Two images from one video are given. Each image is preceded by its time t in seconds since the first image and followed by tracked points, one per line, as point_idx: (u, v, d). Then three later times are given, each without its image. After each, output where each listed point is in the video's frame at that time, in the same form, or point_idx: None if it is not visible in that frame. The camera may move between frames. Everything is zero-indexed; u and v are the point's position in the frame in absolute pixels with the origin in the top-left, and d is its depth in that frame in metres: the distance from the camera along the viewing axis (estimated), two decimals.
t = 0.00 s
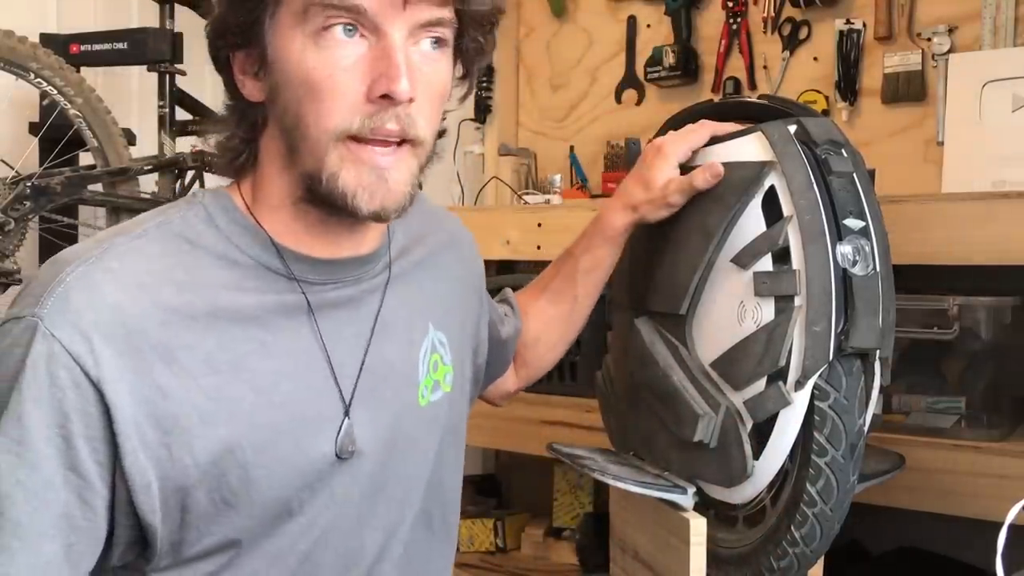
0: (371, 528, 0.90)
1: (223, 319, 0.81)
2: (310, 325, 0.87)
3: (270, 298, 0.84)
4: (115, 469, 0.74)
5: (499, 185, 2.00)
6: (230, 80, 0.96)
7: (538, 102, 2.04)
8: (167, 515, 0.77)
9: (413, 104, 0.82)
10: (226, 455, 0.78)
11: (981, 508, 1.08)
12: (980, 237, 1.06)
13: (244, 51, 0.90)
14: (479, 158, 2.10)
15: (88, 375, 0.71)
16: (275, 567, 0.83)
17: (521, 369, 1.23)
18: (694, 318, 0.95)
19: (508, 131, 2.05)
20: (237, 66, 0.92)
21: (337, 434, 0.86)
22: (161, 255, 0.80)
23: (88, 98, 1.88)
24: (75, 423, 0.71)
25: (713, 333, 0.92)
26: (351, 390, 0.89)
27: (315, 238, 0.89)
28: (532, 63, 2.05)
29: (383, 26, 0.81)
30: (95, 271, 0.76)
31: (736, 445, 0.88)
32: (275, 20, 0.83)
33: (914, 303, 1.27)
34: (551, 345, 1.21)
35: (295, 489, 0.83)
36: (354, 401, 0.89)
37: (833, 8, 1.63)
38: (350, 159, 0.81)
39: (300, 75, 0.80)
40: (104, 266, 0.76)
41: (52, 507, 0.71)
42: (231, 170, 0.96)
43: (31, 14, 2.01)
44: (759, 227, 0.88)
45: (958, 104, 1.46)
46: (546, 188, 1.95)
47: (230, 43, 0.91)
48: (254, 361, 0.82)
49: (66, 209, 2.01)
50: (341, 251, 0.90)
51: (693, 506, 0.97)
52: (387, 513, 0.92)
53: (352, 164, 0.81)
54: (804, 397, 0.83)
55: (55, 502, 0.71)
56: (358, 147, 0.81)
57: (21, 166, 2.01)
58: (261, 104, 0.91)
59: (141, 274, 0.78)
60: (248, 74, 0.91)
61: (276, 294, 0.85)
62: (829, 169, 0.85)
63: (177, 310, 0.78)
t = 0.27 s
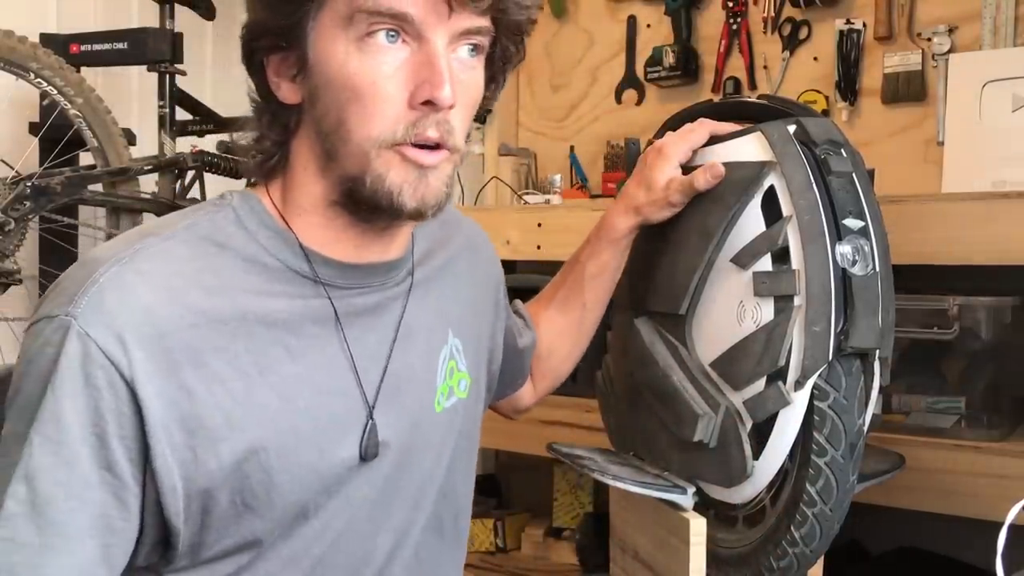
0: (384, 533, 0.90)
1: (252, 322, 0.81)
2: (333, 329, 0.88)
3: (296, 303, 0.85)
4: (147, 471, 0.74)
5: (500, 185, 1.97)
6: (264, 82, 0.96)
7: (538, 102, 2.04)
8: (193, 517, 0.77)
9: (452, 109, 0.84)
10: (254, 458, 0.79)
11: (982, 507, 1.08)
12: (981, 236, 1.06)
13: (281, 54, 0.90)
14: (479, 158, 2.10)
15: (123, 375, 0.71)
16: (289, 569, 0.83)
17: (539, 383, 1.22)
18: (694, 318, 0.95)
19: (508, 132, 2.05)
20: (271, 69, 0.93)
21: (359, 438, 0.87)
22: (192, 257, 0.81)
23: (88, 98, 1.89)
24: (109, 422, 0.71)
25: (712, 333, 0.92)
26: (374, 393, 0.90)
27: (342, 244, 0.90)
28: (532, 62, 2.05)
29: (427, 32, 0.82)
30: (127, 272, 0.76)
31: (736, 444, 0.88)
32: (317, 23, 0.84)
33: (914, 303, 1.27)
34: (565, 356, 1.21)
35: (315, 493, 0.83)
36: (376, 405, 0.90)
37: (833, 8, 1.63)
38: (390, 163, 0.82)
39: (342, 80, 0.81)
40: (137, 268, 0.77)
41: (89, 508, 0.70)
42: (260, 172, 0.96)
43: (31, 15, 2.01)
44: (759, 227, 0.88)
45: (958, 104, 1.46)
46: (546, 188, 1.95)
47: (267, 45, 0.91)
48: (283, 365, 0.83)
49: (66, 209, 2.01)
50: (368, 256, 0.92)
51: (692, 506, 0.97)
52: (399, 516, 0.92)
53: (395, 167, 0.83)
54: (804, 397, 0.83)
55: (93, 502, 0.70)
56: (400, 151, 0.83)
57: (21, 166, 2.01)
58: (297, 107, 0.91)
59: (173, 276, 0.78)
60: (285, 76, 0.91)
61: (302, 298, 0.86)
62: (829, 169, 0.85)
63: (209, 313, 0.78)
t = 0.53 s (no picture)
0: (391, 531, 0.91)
1: (264, 317, 0.82)
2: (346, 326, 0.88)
3: (310, 299, 0.85)
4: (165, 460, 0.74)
5: (499, 185, 1.99)
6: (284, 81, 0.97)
7: (538, 102, 2.04)
8: (202, 508, 0.78)
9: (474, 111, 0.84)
10: (264, 448, 0.80)
11: (982, 507, 1.08)
12: (982, 236, 1.06)
13: (302, 53, 0.92)
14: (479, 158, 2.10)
15: (138, 360, 0.72)
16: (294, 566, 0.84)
17: (552, 388, 1.22)
18: (694, 318, 0.95)
19: (508, 132, 2.05)
20: (292, 67, 0.94)
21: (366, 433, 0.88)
22: (206, 250, 0.81)
23: (88, 98, 1.89)
24: (128, 409, 0.71)
25: (713, 333, 0.92)
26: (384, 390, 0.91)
27: (358, 243, 0.90)
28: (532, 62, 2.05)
29: (452, 33, 0.82)
30: (143, 262, 0.76)
31: (737, 444, 0.88)
32: (342, 23, 0.85)
33: (915, 303, 1.27)
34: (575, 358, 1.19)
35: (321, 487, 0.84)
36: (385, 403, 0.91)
37: (833, 8, 1.63)
38: (410, 164, 0.83)
39: (366, 79, 0.82)
40: (152, 259, 0.77)
41: (115, 497, 0.69)
42: (276, 169, 0.97)
43: (31, 15, 2.01)
44: (758, 227, 0.88)
45: (957, 104, 1.46)
46: (546, 188, 1.95)
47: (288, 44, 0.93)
48: (293, 359, 0.83)
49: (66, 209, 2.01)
50: (382, 254, 0.92)
51: (692, 506, 0.97)
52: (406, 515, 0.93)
53: (415, 166, 0.83)
54: (804, 397, 0.83)
55: (121, 491, 0.69)
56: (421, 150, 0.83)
57: (21, 167, 2.01)
58: (317, 106, 0.92)
59: (186, 268, 0.78)
60: (306, 75, 0.93)
61: (316, 296, 0.86)
62: (829, 170, 0.85)
63: (222, 305, 0.79)
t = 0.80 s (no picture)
0: (388, 529, 0.91)
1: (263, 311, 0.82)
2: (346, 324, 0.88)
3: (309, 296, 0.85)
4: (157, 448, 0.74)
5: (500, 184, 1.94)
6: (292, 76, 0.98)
7: (538, 102, 2.04)
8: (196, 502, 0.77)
9: (472, 116, 0.84)
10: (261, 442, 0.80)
11: (981, 507, 1.08)
12: (982, 237, 1.06)
13: (311, 49, 0.92)
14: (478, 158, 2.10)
15: (134, 348, 0.72)
16: (291, 564, 0.83)
17: (556, 389, 1.22)
18: (694, 318, 0.95)
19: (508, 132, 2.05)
20: (301, 64, 0.95)
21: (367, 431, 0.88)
22: (205, 244, 0.81)
23: (88, 98, 1.89)
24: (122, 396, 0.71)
25: (713, 334, 0.92)
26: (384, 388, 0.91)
27: (357, 239, 0.91)
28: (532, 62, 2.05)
29: (454, 39, 0.83)
30: (142, 254, 0.77)
31: (737, 444, 0.88)
32: (348, 23, 0.86)
33: (915, 303, 1.27)
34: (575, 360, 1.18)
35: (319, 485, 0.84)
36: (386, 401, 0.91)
37: (834, 8, 1.63)
38: (406, 161, 0.83)
39: (368, 77, 0.83)
40: (150, 250, 0.78)
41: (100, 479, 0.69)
42: (281, 164, 0.97)
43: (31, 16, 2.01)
44: (758, 228, 0.88)
45: (958, 105, 1.46)
46: (546, 188, 1.95)
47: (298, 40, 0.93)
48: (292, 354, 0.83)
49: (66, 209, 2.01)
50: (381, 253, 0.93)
51: (692, 506, 0.97)
52: (405, 513, 0.93)
53: (410, 165, 0.83)
54: (804, 397, 0.83)
55: (105, 475, 0.70)
56: (417, 150, 0.83)
57: (21, 166, 2.01)
58: (323, 102, 0.93)
59: (184, 260, 0.79)
60: (313, 72, 0.93)
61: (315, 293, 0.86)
62: (829, 170, 0.85)
63: (220, 298, 0.79)
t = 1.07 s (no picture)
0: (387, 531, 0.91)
1: (262, 313, 0.82)
2: (345, 325, 0.88)
3: (308, 298, 0.85)
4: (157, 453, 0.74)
5: (500, 183, 1.94)
6: (292, 78, 0.98)
7: (538, 102, 2.04)
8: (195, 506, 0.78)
9: (468, 117, 0.84)
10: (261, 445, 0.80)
11: (981, 507, 1.08)
12: (981, 237, 1.06)
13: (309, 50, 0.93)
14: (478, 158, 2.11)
15: (132, 355, 0.72)
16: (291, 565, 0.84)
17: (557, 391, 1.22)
18: (694, 319, 0.95)
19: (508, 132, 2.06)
20: (300, 65, 0.95)
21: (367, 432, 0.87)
22: (204, 248, 0.82)
23: (89, 98, 1.89)
24: (120, 405, 0.71)
25: (713, 334, 0.92)
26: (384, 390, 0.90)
27: (356, 241, 0.90)
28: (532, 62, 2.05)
29: (450, 39, 0.83)
30: (140, 259, 0.77)
31: (736, 445, 0.88)
32: (346, 23, 0.86)
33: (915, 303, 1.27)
34: (581, 361, 1.16)
35: (319, 486, 0.84)
36: (387, 402, 0.91)
37: (834, 8, 1.63)
38: (399, 163, 0.83)
39: (365, 78, 0.83)
40: (148, 255, 0.78)
41: (98, 487, 0.70)
42: (281, 163, 1.00)
43: (31, 15, 2.01)
44: (758, 227, 0.88)
45: (957, 105, 1.46)
46: (545, 188, 1.95)
47: (297, 41, 0.94)
48: (293, 356, 0.83)
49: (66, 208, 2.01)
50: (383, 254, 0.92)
51: (692, 507, 0.97)
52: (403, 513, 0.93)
53: (402, 168, 0.83)
54: (804, 397, 0.83)
55: (104, 483, 0.70)
56: (410, 152, 0.84)
57: (21, 166, 2.01)
58: (321, 103, 0.93)
59: (183, 265, 0.79)
60: (312, 72, 0.94)
61: (314, 294, 0.86)
62: (829, 169, 0.85)
63: (220, 301, 0.79)
